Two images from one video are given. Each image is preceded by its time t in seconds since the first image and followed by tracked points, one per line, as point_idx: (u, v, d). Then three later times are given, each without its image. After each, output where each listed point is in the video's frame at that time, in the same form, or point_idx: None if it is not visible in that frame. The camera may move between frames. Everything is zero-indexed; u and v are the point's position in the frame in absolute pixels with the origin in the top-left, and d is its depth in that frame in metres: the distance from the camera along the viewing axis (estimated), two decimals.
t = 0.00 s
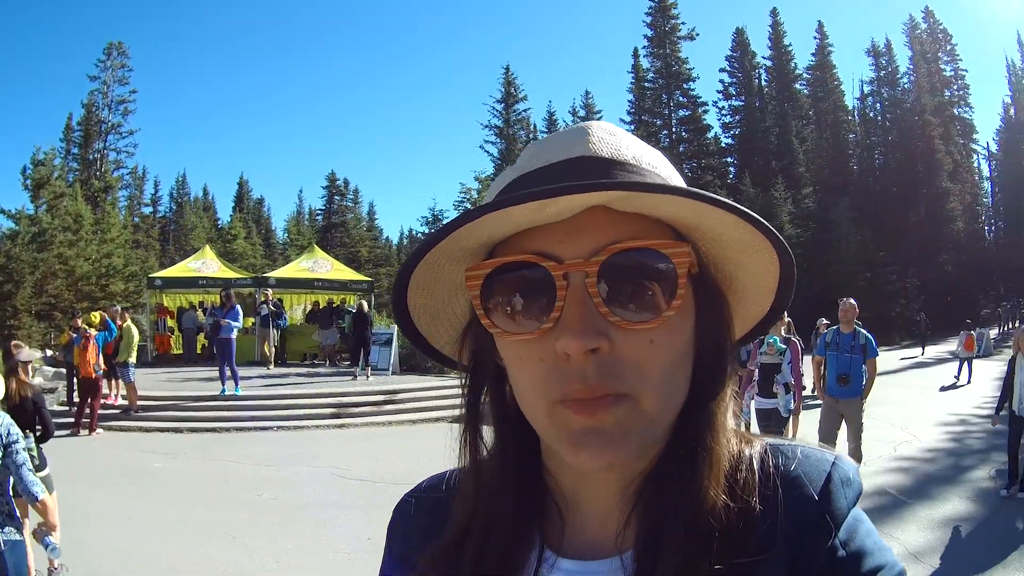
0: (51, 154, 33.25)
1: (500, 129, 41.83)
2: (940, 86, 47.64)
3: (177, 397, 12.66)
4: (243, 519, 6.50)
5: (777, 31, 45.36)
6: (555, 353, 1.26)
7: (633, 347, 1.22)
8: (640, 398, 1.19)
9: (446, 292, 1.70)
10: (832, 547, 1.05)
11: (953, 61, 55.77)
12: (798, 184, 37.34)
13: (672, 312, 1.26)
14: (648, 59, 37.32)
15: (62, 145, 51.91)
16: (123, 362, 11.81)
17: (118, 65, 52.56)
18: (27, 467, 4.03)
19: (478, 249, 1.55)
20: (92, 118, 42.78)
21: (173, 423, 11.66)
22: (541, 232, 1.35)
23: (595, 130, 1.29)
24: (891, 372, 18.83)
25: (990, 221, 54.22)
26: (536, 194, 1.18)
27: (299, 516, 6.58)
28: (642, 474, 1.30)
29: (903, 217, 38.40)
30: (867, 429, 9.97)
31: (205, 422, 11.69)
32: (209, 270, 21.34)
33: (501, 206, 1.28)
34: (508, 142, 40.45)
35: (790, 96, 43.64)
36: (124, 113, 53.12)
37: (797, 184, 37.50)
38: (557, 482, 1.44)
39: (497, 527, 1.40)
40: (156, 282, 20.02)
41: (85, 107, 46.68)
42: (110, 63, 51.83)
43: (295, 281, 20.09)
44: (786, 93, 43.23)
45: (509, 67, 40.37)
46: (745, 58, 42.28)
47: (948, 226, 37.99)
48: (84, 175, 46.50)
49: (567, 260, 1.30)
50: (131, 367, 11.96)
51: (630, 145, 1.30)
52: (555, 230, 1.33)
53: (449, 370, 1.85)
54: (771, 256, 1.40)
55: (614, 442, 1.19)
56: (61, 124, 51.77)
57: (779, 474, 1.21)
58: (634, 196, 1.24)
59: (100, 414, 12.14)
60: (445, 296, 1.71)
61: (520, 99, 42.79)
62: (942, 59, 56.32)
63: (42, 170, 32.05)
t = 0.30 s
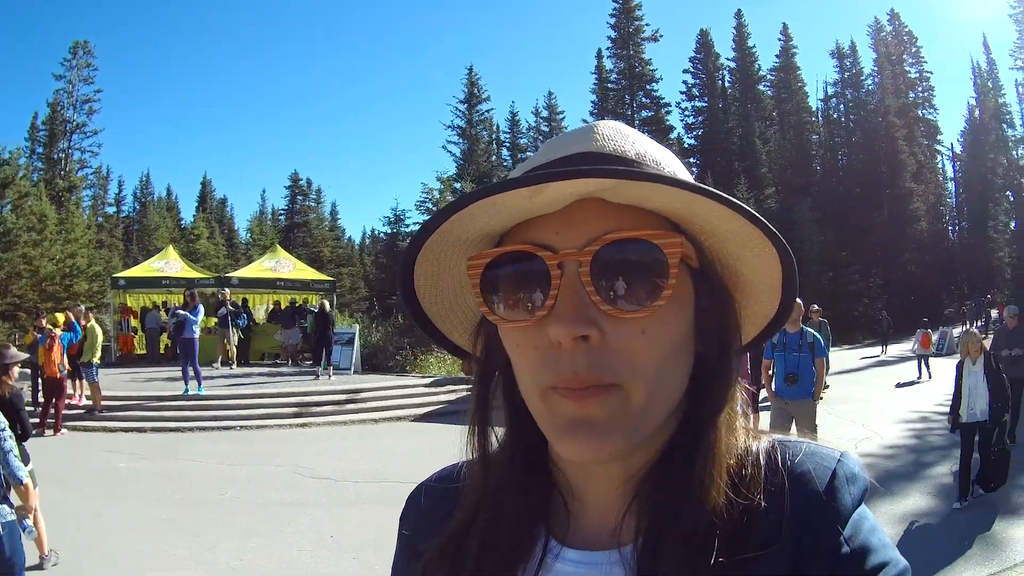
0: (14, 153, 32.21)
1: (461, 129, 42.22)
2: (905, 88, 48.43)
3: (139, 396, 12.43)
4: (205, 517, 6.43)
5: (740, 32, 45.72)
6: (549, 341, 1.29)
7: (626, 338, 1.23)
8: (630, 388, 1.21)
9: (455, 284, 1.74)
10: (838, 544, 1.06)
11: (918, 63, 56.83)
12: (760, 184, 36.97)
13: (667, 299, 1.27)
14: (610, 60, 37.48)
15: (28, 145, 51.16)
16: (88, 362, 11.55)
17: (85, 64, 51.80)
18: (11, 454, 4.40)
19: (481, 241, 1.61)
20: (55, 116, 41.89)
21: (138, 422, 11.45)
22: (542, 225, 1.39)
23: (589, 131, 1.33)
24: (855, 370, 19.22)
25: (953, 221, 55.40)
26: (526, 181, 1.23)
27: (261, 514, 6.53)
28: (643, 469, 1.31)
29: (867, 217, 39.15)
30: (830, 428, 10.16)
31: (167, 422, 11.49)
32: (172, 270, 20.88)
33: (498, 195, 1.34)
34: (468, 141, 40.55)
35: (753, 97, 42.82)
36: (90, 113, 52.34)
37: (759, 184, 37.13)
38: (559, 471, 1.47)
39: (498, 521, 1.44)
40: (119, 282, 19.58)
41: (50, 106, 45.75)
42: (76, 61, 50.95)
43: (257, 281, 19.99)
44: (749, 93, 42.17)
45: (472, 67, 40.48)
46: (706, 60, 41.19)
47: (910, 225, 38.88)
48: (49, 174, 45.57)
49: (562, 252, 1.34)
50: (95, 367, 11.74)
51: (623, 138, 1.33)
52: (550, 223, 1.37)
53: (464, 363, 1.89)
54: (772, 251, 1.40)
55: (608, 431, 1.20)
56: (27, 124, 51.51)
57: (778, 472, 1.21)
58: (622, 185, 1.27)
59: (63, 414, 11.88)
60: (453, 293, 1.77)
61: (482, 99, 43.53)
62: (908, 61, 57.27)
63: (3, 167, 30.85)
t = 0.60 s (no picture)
0: None
1: (429, 129, 42.33)
2: (873, 88, 49.24)
3: (108, 398, 12.18)
4: (176, 519, 6.35)
5: (710, 31, 46.06)
6: (546, 332, 1.30)
7: (628, 333, 1.24)
8: (623, 383, 1.21)
9: (456, 282, 1.76)
10: (839, 545, 1.09)
11: (887, 63, 57.80)
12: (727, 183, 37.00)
13: (663, 293, 1.28)
14: (578, 60, 37.59)
15: None
16: (58, 364, 11.33)
17: (55, 64, 50.80)
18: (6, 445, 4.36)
19: (484, 236, 1.63)
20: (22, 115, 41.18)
21: (108, 424, 11.24)
22: (545, 224, 1.43)
23: (594, 138, 1.37)
24: (824, 369, 19.56)
25: (922, 220, 56.54)
26: (529, 167, 1.26)
27: (233, 515, 6.47)
28: (641, 467, 1.32)
29: (836, 215, 39.87)
30: (801, 427, 10.33)
31: (136, 424, 11.27)
32: (142, 271, 20.46)
33: (504, 183, 1.37)
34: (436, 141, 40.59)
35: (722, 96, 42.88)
36: (59, 113, 51.39)
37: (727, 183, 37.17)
38: (555, 470, 1.48)
39: (498, 518, 1.44)
40: (89, 283, 19.16)
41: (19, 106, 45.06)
42: (47, 61, 50.06)
43: (226, 282, 19.71)
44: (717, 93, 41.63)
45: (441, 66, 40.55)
46: (675, 59, 41.08)
47: (877, 223, 39.64)
48: (18, 175, 44.74)
49: (561, 245, 1.37)
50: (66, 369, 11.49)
51: (621, 143, 1.37)
52: (551, 219, 1.41)
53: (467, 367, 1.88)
54: (771, 253, 1.42)
55: (607, 425, 1.21)
56: None
57: (777, 473, 1.23)
58: (619, 178, 1.30)
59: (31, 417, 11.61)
60: (459, 294, 1.78)
61: (450, 99, 43.55)
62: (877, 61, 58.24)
63: None
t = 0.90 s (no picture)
0: None
1: (412, 131, 42.22)
2: (854, 85, 49.65)
3: (93, 405, 12.02)
4: (166, 525, 6.29)
5: (692, 31, 46.34)
6: (559, 336, 1.30)
7: (640, 337, 1.25)
8: (639, 386, 1.22)
9: (461, 282, 1.75)
10: (837, 548, 1.10)
11: (867, 60, 58.34)
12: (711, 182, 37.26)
13: (675, 300, 1.30)
14: (561, 60, 37.58)
15: None
16: (42, 372, 11.18)
17: (33, 69, 50.18)
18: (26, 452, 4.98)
19: (489, 237, 1.62)
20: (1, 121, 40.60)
21: (93, 432, 11.08)
22: (554, 227, 1.43)
23: (607, 141, 1.38)
24: (810, 365, 19.71)
25: (904, 216, 57.13)
26: (550, 168, 1.26)
27: (223, 521, 6.42)
28: (645, 470, 1.33)
29: (820, 212, 40.22)
30: (788, 424, 10.41)
31: (123, 430, 11.13)
32: (126, 278, 20.19)
33: (523, 184, 1.36)
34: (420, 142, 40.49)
35: (704, 95, 43.14)
36: (39, 119, 50.80)
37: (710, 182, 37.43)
38: (557, 473, 1.48)
39: (497, 522, 1.45)
40: (73, 291, 18.87)
41: None
42: (29, 68, 49.42)
43: (210, 287, 19.51)
44: (699, 91, 41.95)
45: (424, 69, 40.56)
46: (657, 59, 41.27)
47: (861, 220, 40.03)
48: None
49: (574, 248, 1.38)
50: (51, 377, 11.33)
51: (636, 148, 1.39)
52: (565, 222, 1.42)
53: (464, 369, 1.88)
54: (777, 259, 1.44)
55: (618, 426, 1.22)
56: None
57: (776, 476, 1.26)
58: (635, 182, 1.31)
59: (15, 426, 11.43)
60: (461, 295, 1.77)
61: (433, 101, 43.54)
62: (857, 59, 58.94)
63: None
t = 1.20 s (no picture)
0: None
1: (418, 121, 42.27)
2: (863, 81, 49.37)
3: (100, 391, 12.11)
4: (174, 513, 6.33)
5: (700, 23, 46.05)
6: (561, 339, 1.30)
7: (643, 336, 1.25)
8: (646, 385, 1.23)
9: (454, 287, 1.75)
10: (838, 547, 1.11)
11: (878, 55, 57.95)
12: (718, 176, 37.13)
13: (678, 300, 1.30)
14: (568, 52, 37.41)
15: None
16: (51, 358, 11.28)
17: (39, 55, 50.28)
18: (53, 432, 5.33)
19: (485, 239, 1.61)
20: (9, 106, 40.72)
21: (100, 418, 11.18)
22: (553, 225, 1.42)
23: (602, 136, 1.36)
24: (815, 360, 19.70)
25: (911, 212, 56.87)
26: (554, 171, 1.24)
27: (230, 508, 6.46)
28: (646, 468, 1.33)
29: (827, 208, 40.04)
30: (794, 419, 10.42)
31: (131, 417, 11.24)
32: (133, 264, 20.26)
33: (520, 190, 1.35)
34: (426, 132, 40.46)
35: (712, 88, 42.90)
36: (45, 105, 50.92)
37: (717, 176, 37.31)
38: (557, 471, 1.49)
39: (499, 520, 1.46)
40: (80, 276, 18.97)
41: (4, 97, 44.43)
42: (37, 54, 49.55)
43: (218, 274, 19.56)
44: (707, 84, 41.76)
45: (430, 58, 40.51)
46: (664, 52, 41.02)
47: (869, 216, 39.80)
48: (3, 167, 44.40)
49: (575, 249, 1.36)
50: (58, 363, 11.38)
51: (632, 148, 1.37)
52: (562, 222, 1.40)
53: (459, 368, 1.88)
54: (777, 253, 1.46)
55: (619, 428, 1.22)
56: None
57: (776, 472, 1.26)
58: (634, 183, 1.30)
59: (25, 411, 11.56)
60: (456, 294, 1.77)
61: (440, 91, 43.46)
62: (866, 53, 58.50)
63: None
